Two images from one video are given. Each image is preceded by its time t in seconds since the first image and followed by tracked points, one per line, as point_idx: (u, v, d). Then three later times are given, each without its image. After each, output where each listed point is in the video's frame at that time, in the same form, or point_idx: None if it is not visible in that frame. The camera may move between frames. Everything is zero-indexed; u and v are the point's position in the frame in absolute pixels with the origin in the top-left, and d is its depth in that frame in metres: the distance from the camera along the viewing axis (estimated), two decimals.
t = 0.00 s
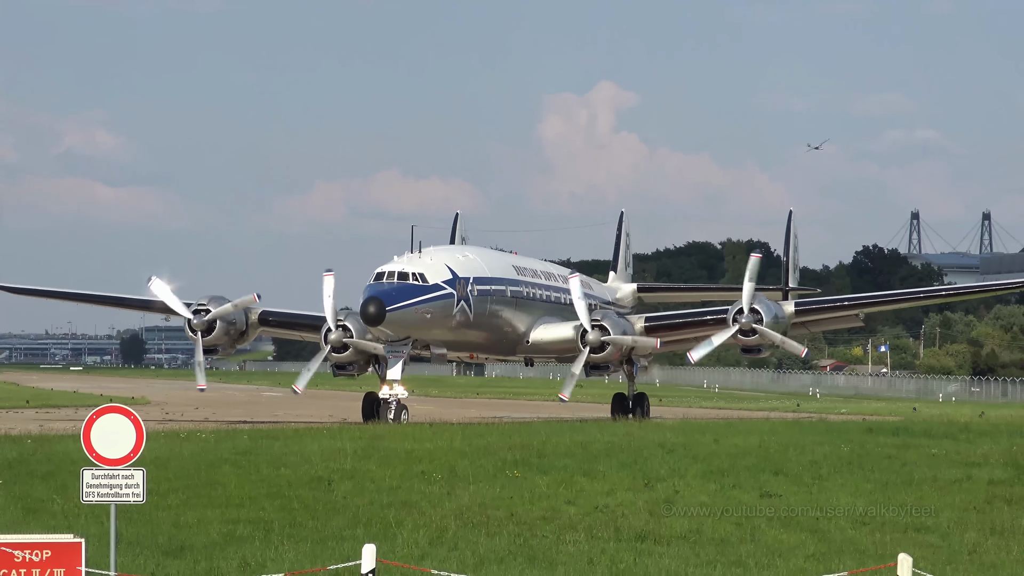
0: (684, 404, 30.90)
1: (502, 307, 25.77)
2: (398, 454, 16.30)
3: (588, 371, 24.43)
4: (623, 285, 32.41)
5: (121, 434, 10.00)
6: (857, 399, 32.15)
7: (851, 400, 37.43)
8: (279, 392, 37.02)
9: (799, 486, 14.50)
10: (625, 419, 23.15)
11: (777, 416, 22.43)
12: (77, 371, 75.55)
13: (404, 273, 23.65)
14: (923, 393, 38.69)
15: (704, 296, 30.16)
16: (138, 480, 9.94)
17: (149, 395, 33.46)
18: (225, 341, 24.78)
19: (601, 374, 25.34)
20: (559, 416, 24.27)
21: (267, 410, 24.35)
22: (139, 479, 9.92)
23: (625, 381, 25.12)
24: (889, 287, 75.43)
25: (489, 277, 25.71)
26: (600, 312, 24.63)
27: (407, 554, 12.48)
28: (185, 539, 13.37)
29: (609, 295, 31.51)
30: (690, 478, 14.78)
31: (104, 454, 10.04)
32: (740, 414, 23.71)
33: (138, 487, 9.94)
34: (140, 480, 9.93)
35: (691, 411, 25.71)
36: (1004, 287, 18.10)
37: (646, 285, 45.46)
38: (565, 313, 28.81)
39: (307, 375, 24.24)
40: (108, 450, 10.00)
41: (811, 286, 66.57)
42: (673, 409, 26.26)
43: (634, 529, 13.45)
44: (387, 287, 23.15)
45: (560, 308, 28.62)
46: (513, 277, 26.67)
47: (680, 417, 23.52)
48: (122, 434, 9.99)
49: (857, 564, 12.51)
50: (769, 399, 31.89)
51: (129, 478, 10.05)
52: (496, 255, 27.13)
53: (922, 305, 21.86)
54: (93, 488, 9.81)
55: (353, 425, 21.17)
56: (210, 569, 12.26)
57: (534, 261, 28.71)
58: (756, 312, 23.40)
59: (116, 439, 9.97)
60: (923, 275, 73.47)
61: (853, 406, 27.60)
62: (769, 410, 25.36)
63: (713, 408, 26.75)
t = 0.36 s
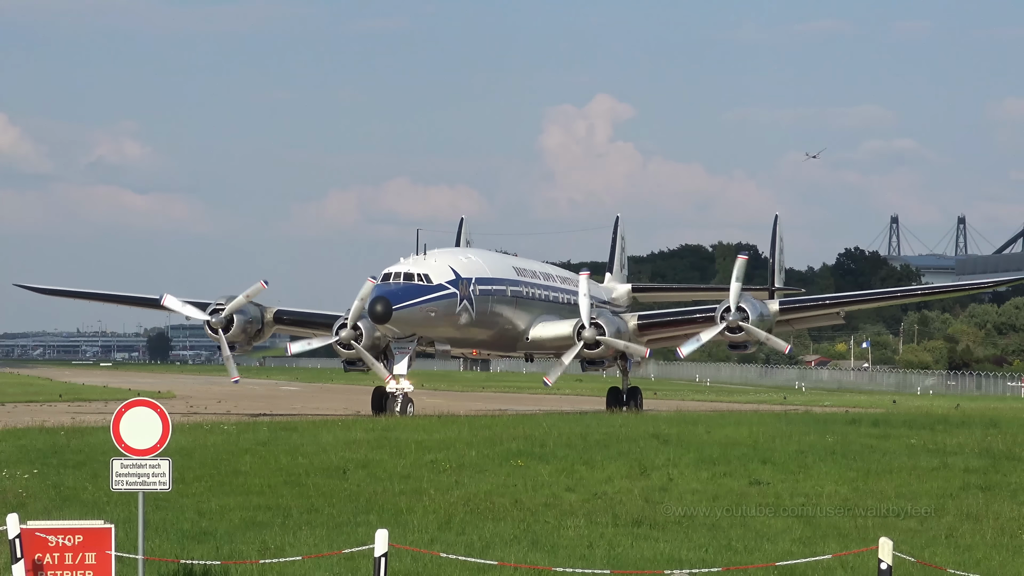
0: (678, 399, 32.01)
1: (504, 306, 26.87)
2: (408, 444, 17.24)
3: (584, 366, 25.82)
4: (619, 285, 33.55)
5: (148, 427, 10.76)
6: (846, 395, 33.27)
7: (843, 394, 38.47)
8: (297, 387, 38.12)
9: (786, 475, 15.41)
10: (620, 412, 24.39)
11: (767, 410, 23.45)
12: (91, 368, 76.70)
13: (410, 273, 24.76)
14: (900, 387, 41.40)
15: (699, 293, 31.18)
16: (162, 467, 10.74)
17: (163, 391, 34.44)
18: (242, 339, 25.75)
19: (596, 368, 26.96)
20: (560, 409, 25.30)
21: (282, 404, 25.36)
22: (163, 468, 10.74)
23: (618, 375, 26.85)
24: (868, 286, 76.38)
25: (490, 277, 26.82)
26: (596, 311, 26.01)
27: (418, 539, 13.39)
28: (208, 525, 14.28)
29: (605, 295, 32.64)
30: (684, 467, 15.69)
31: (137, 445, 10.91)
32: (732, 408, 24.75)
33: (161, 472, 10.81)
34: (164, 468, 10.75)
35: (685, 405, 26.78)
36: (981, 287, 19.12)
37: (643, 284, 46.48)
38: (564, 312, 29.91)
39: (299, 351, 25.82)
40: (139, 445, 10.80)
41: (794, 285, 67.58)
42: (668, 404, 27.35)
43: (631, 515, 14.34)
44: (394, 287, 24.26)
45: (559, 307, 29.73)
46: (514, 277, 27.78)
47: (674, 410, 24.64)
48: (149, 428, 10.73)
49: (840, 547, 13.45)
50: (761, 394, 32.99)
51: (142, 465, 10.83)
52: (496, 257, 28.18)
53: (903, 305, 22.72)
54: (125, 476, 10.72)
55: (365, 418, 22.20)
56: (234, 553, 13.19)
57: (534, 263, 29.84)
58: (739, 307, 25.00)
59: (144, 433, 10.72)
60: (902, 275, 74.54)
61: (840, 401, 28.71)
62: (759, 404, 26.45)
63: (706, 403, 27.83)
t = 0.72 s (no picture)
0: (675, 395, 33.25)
1: (506, 306, 28.18)
2: (419, 436, 18.26)
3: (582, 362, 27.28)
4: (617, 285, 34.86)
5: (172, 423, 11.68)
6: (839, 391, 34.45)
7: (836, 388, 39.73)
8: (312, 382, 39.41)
9: (774, 465, 16.37)
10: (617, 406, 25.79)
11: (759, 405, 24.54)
12: (107, 366, 78.09)
13: (417, 276, 26.10)
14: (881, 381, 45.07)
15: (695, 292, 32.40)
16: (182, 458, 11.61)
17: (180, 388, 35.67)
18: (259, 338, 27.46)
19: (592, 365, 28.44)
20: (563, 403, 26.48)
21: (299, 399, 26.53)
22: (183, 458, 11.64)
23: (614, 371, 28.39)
24: (851, 287, 77.53)
25: (493, 279, 28.13)
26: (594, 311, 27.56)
27: (428, 526, 14.34)
28: (231, 513, 15.25)
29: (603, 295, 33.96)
30: (679, 458, 16.66)
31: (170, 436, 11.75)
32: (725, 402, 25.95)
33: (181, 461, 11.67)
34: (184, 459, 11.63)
35: (681, 400, 27.98)
36: (962, 287, 20.19)
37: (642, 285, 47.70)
38: (563, 311, 31.25)
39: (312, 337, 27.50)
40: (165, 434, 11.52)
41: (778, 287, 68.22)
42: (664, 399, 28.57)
43: (629, 502, 15.28)
44: (402, 288, 25.61)
45: (559, 307, 31.04)
46: (516, 279, 29.09)
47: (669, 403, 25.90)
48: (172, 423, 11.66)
49: (824, 533, 14.38)
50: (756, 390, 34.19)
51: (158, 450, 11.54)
52: (499, 259, 29.50)
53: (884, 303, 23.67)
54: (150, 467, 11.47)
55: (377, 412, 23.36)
56: (255, 538, 14.14)
57: (534, 266, 31.19)
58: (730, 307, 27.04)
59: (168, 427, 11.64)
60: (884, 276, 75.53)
61: (831, 397, 29.87)
62: (751, 398, 27.62)
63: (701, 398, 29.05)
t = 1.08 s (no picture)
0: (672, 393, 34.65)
1: (506, 306, 30.28)
2: (429, 428, 19.41)
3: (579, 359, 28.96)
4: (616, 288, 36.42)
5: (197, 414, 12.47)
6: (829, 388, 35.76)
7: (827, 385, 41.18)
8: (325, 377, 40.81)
9: (763, 457, 17.40)
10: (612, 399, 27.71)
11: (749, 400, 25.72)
12: (118, 363, 79.42)
13: (423, 278, 28.12)
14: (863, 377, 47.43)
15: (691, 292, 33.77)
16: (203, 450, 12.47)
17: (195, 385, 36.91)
18: (276, 335, 29.08)
19: (589, 361, 30.34)
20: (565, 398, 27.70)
21: (314, 393, 27.70)
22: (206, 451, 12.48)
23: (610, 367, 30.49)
24: (838, 288, 80.07)
25: (495, 281, 30.26)
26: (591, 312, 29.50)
27: (437, 514, 15.33)
28: (252, 501, 16.27)
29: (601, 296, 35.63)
30: (673, 449, 17.73)
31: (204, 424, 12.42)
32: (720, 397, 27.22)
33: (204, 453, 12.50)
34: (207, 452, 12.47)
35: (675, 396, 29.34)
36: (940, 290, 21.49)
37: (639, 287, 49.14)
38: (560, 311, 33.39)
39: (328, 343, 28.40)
40: (183, 407, 12.41)
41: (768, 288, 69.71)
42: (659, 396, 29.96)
43: (626, 492, 16.27)
44: (410, 289, 27.68)
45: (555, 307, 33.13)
46: (516, 281, 31.19)
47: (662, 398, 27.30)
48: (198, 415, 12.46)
49: (811, 521, 15.31)
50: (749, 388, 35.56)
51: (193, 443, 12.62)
52: (500, 263, 31.70)
53: (866, 303, 24.87)
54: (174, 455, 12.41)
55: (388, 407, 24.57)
56: (275, 525, 15.13)
57: (533, 270, 33.35)
58: (717, 306, 29.17)
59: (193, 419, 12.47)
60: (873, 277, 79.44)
61: (820, 394, 31.18)
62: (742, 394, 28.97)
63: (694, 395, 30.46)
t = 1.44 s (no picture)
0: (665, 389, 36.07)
1: (507, 307, 31.44)
2: (434, 422, 20.65)
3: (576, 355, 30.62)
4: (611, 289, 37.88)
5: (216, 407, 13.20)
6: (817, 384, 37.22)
7: (814, 381, 42.82)
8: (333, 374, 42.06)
9: (751, 449, 18.55)
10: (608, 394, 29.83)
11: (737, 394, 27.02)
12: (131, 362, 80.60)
13: (428, 279, 29.18)
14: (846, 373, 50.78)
15: (683, 292, 35.20)
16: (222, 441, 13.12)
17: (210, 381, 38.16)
18: (289, 335, 30.36)
19: (585, 359, 31.85)
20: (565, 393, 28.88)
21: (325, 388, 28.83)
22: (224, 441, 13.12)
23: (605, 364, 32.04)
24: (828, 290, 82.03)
25: (496, 282, 31.36)
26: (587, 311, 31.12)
27: (444, 502, 16.36)
28: (269, 491, 17.26)
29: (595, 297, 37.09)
30: (665, 441, 18.94)
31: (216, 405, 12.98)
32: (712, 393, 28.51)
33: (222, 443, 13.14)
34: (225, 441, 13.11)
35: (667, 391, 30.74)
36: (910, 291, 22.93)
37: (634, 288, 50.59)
38: (558, 311, 34.59)
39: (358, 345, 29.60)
40: (206, 401, 13.16)
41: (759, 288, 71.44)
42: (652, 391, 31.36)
43: (622, 481, 17.29)
44: (415, 289, 28.75)
45: (554, 307, 34.33)
46: (516, 282, 32.34)
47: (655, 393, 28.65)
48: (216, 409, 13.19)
49: (795, 508, 16.25)
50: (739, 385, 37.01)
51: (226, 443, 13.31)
52: (501, 265, 32.84)
53: (846, 303, 26.26)
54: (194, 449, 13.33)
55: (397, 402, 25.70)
56: (289, 513, 16.08)
57: (533, 271, 34.51)
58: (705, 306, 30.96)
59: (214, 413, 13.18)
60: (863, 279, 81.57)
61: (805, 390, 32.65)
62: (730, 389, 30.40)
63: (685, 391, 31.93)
